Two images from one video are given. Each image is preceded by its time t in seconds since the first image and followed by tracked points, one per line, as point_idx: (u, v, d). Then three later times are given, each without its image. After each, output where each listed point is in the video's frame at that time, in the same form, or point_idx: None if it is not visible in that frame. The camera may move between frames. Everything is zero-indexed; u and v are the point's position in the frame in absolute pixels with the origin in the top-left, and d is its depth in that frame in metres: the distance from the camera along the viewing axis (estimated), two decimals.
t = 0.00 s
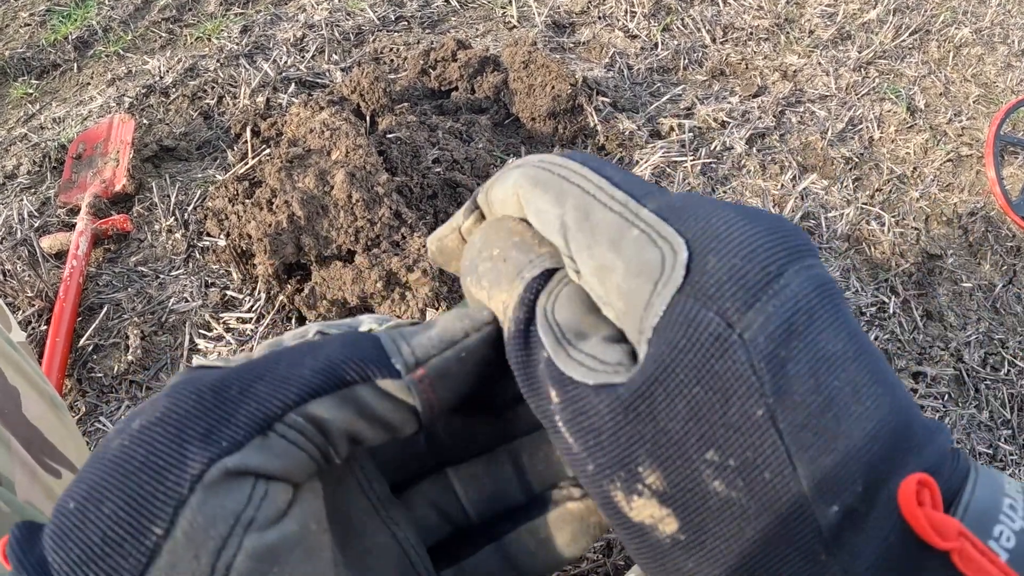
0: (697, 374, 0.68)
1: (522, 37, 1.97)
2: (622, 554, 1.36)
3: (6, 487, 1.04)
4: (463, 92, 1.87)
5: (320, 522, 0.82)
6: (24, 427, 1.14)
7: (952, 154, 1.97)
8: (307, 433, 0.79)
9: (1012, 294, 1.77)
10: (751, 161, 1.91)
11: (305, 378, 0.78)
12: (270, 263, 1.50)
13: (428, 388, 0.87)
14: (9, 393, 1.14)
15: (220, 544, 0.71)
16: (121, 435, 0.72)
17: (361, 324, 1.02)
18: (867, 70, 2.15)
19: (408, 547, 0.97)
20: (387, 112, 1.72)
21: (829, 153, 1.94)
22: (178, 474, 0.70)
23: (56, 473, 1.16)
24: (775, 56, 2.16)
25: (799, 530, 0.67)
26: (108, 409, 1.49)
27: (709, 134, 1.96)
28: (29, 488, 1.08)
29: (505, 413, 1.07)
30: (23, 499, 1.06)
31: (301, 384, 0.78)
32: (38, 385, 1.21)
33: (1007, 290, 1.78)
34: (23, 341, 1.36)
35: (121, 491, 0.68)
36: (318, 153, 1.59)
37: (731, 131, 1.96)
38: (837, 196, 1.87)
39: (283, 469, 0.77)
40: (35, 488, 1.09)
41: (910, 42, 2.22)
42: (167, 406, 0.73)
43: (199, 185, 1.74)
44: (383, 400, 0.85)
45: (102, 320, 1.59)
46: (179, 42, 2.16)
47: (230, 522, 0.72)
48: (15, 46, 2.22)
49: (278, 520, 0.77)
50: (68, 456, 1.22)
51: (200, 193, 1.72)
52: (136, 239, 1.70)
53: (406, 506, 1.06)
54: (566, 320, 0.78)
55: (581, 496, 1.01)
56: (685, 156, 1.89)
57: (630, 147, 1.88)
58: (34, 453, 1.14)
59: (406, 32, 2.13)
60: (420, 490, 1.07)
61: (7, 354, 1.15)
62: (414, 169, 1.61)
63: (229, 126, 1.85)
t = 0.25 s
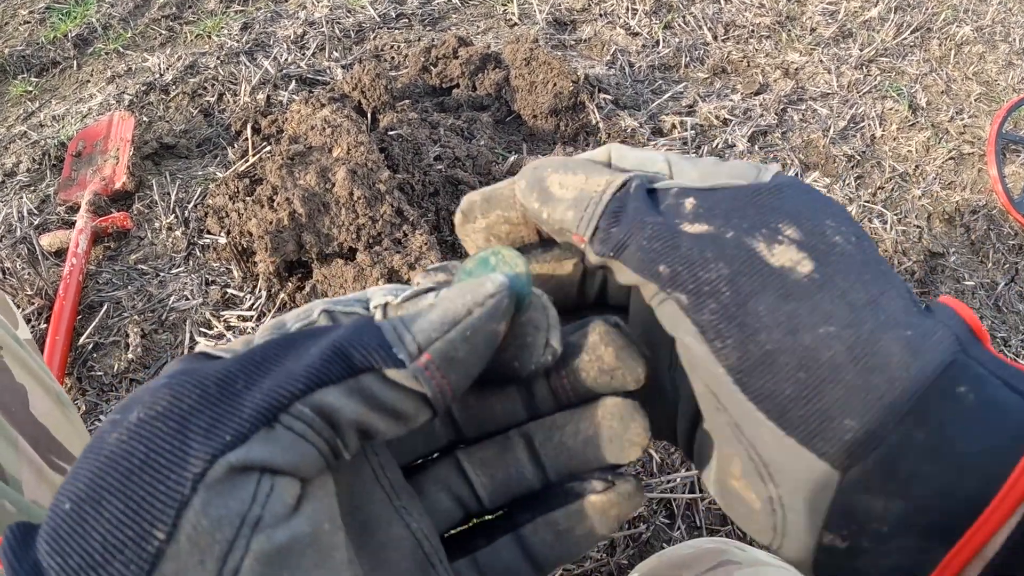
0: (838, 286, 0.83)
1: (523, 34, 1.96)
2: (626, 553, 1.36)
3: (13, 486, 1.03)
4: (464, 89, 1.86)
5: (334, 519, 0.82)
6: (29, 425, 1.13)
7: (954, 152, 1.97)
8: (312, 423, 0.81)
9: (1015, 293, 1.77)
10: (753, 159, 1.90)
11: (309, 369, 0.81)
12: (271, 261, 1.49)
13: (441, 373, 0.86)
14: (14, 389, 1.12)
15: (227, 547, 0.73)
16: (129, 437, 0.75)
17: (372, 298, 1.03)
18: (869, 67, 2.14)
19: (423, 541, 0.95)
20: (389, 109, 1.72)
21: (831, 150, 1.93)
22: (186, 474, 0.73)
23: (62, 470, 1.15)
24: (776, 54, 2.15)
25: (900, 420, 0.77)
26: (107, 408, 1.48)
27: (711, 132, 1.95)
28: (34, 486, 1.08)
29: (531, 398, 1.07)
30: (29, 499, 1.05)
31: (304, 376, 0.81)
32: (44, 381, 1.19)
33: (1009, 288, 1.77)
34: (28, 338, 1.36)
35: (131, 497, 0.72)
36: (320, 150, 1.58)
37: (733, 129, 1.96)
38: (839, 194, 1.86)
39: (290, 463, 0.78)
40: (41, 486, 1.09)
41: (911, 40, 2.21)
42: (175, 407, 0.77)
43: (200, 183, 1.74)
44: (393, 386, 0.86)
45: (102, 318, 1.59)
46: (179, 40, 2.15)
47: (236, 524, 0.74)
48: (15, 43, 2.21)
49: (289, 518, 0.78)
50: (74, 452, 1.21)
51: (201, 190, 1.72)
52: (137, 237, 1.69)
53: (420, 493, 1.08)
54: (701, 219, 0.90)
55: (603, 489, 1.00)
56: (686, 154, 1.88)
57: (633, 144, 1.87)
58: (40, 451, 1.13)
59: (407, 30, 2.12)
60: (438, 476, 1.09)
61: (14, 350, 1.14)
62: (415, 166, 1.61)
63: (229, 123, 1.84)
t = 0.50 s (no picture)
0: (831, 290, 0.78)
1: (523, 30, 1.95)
2: (627, 554, 1.35)
3: None
4: (464, 86, 1.85)
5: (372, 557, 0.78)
6: (18, 425, 1.12)
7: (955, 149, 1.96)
8: (361, 453, 0.74)
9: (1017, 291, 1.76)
10: (754, 156, 1.89)
11: (366, 394, 0.74)
12: (269, 258, 1.48)
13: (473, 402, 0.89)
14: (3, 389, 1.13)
15: None
16: (171, 474, 0.65)
17: (381, 298, 1.02)
18: (870, 64, 2.13)
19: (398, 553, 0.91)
20: (388, 106, 1.70)
21: (833, 147, 1.92)
22: (246, 518, 0.64)
23: (51, 472, 1.14)
24: (777, 50, 2.14)
25: (893, 427, 0.73)
26: (104, 406, 1.47)
27: (712, 129, 1.94)
28: (23, 487, 1.06)
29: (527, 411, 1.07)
30: (16, 498, 1.04)
31: (359, 403, 0.73)
32: (34, 380, 1.20)
33: (1011, 286, 1.76)
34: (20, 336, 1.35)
35: (175, 543, 0.63)
36: (318, 146, 1.57)
37: (734, 125, 1.95)
38: (841, 191, 1.85)
39: (341, 498, 0.72)
40: (29, 487, 1.07)
41: (912, 37, 2.20)
42: (223, 442, 0.67)
43: (198, 179, 1.73)
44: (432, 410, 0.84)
45: (99, 316, 1.58)
46: (178, 37, 2.14)
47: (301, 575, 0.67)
48: (14, 40, 2.20)
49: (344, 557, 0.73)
50: (65, 454, 1.19)
51: (199, 187, 1.70)
52: (134, 234, 1.68)
53: (391, 504, 1.04)
54: (696, 277, 0.80)
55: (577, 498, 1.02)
56: (687, 150, 1.87)
57: (633, 140, 1.85)
58: (29, 451, 1.12)
59: (406, 26, 2.11)
60: (409, 493, 1.05)
61: (4, 350, 1.15)
62: (415, 163, 1.60)
63: (227, 120, 1.83)
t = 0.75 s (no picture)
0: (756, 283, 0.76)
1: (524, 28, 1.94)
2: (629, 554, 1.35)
3: None
4: (464, 85, 1.84)
5: None
6: (21, 424, 1.12)
7: (957, 149, 1.95)
8: (381, 479, 0.72)
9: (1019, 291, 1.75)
10: (756, 155, 1.88)
11: (383, 422, 0.71)
12: (268, 257, 1.47)
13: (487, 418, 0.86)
14: (4, 388, 1.13)
15: None
16: (185, 499, 0.65)
17: (416, 325, 0.97)
18: (872, 64, 2.12)
19: None
20: (388, 104, 1.70)
21: (834, 146, 1.92)
22: (259, 547, 0.64)
23: (54, 472, 1.12)
24: (779, 49, 2.13)
25: (862, 434, 0.71)
26: (104, 407, 1.47)
27: (713, 128, 1.93)
28: (25, 487, 1.05)
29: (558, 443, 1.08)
30: (18, 497, 1.03)
31: (380, 429, 0.71)
32: (37, 380, 1.21)
33: (1014, 286, 1.75)
34: (22, 337, 1.34)
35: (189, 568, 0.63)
36: (318, 145, 1.56)
37: (735, 124, 1.94)
38: (842, 191, 1.84)
39: (356, 528, 0.70)
40: (32, 487, 1.06)
41: (914, 36, 2.19)
42: (239, 470, 0.66)
43: (197, 178, 1.72)
44: (453, 429, 0.81)
45: (98, 316, 1.57)
46: (177, 35, 2.13)
47: None
48: (13, 39, 2.19)
49: None
50: (70, 454, 1.18)
51: (198, 186, 1.69)
52: (133, 233, 1.67)
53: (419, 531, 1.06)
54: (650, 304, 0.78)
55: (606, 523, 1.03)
56: (688, 149, 1.86)
57: (635, 139, 1.85)
58: (30, 450, 1.11)
59: (406, 24, 2.10)
60: (438, 518, 1.08)
61: (5, 349, 1.16)
62: (415, 162, 1.59)
63: (227, 118, 1.82)
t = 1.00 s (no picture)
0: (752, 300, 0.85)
1: (524, 27, 1.93)
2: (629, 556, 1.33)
3: None
4: (464, 84, 1.84)
5: None
6: (21, 425, 1.11)
7: (957, 149, 1.94)
8: (391, 494, 0.73)
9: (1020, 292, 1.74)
10: (756, 155, 1.87)
11: (398, 435, 0.73)
12: (266, 257, 1.47)
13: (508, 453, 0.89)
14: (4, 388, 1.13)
15: None
16: (192, 504, 0.67)
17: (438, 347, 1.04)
18: (872, 63, 2.11)
19: None
20: (387, 104, 1.69)
21: (835, 146, 1.91)
22: (265, 552, 0.66)
23: (53, 472, 1.12)
24: (779, 48, 2.13)
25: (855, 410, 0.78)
26: (101, 407, 1.47)
27: (713, 127, 1.93)
28: (24, 487, 1.04)
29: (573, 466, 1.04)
30: (17, 498, 1.02)
31: (391, 443, 0.73)
32: (36, 382, 1.20)
33: (1014, 286, 1.75)
34: (19, 338, 1.34)
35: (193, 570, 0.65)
36: (316, 145, 1.55)
37: (735, 124, 1.93)
38: (843, 190, 1.84)
39: (369, 541, 0.71)
40: (31, 488, 1.05)
41: (914, 35, 2.18)
42: (247, 477, 0.68)
43: (195, 178, 1.71)
44: (470, 457, 0.82)
45: (96, 316, 1.56)
46: (176, 35, 2.13)
47: None
48: (11, 38, 2.18)
49: None
50: (67, 455, 1.18)
51: (196, 185, 1.69)
52: (131, 233, 1.67)
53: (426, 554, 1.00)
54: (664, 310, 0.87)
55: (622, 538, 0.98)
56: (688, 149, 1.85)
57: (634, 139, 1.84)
58: (29, 450, 1.10)
59: (405, 24, 2.10)
60: (443, 544, 1.02)
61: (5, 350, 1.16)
62: (414, 162, 1.58)
63: (225, 118, 1.81)
